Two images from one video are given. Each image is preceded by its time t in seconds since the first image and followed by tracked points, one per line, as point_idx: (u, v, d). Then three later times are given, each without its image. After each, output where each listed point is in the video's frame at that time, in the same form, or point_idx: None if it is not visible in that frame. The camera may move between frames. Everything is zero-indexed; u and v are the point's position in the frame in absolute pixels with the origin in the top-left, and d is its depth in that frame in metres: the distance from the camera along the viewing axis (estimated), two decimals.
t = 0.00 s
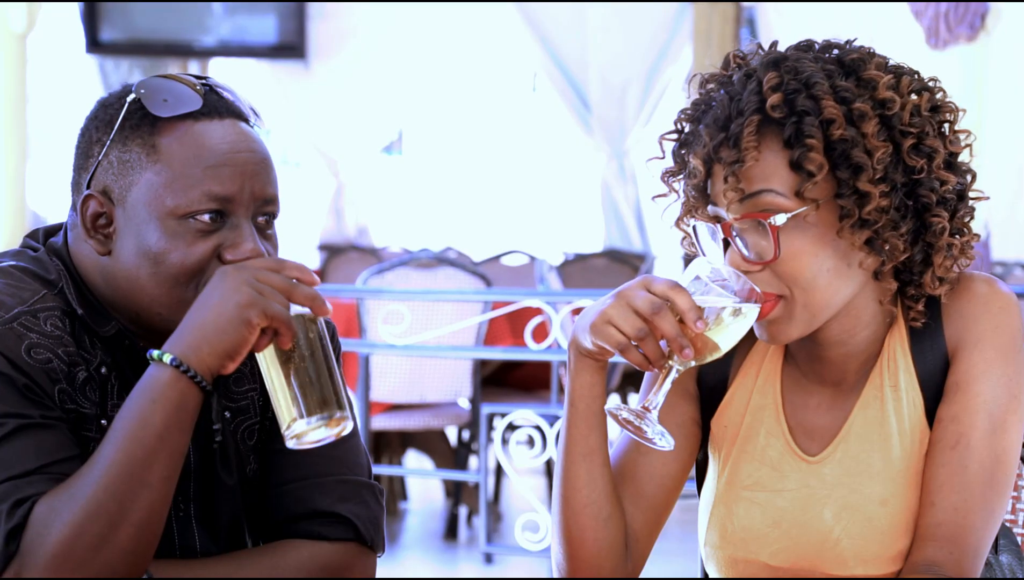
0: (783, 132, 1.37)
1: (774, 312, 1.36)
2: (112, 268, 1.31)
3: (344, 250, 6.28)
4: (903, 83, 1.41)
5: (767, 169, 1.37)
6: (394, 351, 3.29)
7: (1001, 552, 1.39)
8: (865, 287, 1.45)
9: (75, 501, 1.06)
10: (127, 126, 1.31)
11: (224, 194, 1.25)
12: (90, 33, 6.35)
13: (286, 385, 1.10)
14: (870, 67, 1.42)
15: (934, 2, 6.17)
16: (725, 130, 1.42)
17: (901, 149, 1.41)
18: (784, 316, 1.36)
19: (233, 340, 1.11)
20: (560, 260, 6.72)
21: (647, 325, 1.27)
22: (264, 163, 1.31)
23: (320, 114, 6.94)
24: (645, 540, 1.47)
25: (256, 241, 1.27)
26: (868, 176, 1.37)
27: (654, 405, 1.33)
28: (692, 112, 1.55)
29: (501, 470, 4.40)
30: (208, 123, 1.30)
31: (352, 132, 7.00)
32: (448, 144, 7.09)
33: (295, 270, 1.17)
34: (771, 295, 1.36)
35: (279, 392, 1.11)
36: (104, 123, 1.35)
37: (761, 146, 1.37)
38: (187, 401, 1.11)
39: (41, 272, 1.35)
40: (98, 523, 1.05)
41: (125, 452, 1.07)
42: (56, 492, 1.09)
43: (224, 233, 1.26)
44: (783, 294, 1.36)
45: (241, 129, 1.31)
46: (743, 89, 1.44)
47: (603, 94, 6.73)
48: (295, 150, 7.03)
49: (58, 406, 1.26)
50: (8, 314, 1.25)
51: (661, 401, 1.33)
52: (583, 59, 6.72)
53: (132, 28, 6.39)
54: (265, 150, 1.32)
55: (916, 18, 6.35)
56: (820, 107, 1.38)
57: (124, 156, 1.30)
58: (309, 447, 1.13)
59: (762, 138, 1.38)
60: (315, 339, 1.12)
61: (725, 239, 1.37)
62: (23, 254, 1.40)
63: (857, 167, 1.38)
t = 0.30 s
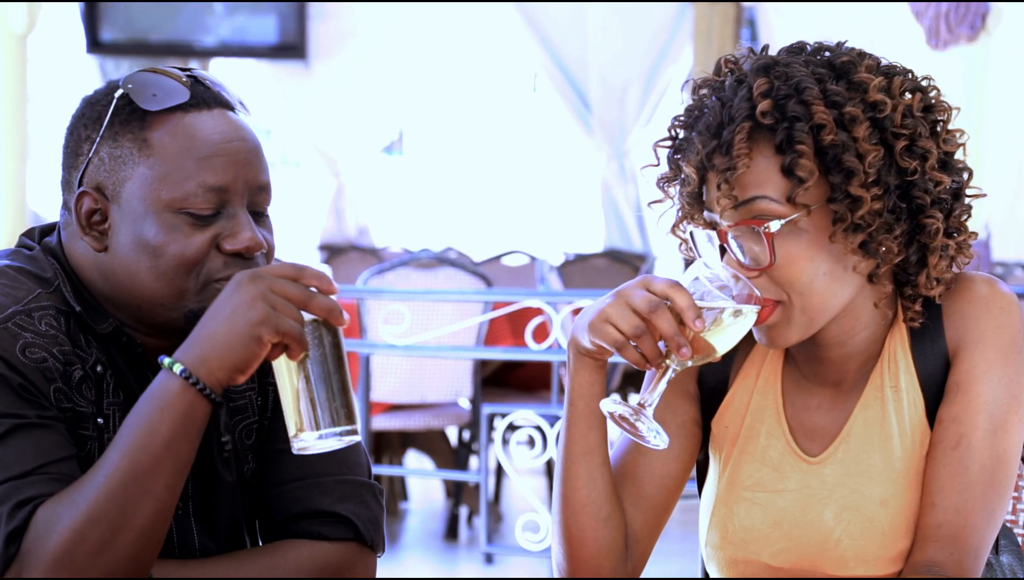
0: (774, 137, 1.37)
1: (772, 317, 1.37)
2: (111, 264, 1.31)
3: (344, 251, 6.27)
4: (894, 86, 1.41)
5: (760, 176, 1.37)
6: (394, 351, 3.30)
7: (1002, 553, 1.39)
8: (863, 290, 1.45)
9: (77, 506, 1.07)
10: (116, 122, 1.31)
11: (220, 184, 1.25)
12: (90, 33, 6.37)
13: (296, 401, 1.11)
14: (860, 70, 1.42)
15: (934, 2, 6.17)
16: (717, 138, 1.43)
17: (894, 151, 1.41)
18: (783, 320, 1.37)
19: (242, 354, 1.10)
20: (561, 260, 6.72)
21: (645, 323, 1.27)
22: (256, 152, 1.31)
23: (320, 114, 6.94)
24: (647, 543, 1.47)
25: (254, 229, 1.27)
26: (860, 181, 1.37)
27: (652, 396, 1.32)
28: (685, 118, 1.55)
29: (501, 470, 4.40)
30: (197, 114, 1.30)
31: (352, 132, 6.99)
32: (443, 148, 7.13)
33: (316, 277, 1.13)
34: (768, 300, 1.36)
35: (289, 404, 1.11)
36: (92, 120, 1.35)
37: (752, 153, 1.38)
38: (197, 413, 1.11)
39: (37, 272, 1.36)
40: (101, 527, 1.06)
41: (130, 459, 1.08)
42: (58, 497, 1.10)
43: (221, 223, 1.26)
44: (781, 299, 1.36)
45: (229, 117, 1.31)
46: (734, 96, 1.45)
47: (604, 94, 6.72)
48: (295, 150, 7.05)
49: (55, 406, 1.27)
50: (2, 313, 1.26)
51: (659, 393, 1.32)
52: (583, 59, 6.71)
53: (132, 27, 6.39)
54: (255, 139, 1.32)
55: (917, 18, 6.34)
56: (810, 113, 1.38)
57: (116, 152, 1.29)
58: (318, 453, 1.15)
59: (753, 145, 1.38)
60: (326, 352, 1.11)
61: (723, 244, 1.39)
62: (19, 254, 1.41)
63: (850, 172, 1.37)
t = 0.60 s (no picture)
0: (773, 137, 1.37)
1: (771, 318, 1.37)
2: (111, 268, 1.32)
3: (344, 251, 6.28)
4: (893, 85, 1.41)
5: (759, 176, 1.37)
6: (395, 352, 3.31)
7: (1003, 553, 1.38)
8: (862, 289, 1.44)
9: (72, 514, 1.09)
10: (112, 126, 1.30)
11: (223, 190, 1.26)
12: (91, 33, 6.41)
13: (302, 417, 1.08)
14: (859, 70, 1.42)
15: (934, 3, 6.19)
16: (716, 138, 1.43)
17: (893, 151, 1.41)
18: (781, 321, 1.37)
19: (236, 374, 1.09)
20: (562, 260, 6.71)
21: (644, 324, 1.27)
22: (253, 154, 1.32)
23: (320, 113, 6.97)
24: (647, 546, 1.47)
25: (256, 232, 1.27)
26: (859, 181, 1.37)
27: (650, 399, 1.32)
28: (685, 119, 1.55)
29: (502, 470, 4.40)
30: (195, 116, 1.30)
31: (353, 132, 7.00)
32: (452, 146, 7.09)
33: (327, 290, 1.06)
34: (768, 301, 1.37)
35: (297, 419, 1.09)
36: (87, 124, 1.35)
37: (751, 153, 1.38)
38: (193, 428, 1.11)
39: (32, 272, 1.36)
40: (93, 539, 1.08)
41: (127, 472, 1.09)
42: (58, 503, 1.12)
43: (222, 228, 1.26)
44: (781, 300, 1.36)
45: (225, 118, 1.31)
46: (733, 96, 1.45)
47: (604, 94, 6.72)
48: (296, 150, 7.06)
49: (49, 406, 1.29)
50: None
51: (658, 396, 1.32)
52: (584, 59, 6.72)
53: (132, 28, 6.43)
54: (253, 141, 1.33)
55: (917, 19, 6.35)
56: (810, 112, 1.38)
57: (114, 156, 1.29)
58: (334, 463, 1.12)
59: (753, 145, 1.38)
60: (346, 367, 1.08)
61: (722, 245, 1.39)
62: (14, 255, 1.41)
63: (849, 172, 1.38)
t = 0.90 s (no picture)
0: (782, 131, 1.38)
1: (773, 311, 1.36)
2: (120, 270, 1.32)
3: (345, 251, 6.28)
4: (903, 82, 1.42)
5: (767, 169, 1.38)
6: (397, 352, 3.31)
7: (1005, 554, 1.38)
8: (865, 286, 1.44)
9: (68, 518, 1.11)
10: (113, 129, 1.30)
11: (230, 184, 1.27)
12: (93, 33, 6.42)
13: (296, 427, 1.08)
14: (869, 66, 1.43)
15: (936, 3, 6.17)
16: (725, 130, 1.43)
17: (901, 147, 1.41)
18: (783, 315, 1.36)
19: (221, 380, 1.08)
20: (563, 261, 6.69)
21: (649, 330, 1.26)
22: (254, 148, 1.33)
23: (320, 113, 6.97)
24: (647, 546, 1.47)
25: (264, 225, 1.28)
26: (867, 176, 1.37)
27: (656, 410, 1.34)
28: (693, 112, 1.55)
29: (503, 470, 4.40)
30: (194, 113, 1.30)
31: (354, 133, 7.01)
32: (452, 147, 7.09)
33: (322, 298, 1.06)
34: (770, 293, 1.35)
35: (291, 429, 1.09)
36: (85, 128, 1.34)
37: (760, 145, 1.38)
38: (186, 432, 1.11)
39: (35, 272, 1.37)
40: (86, 544, 1.09)
41: (122, 475, 1.10)
42: (56, 504, 1.14)
43: (229, 222, 1.27)
44: (783, 292, 1.35)
45: (224, 114, 1.32)
46: (742, 89, 1.45)
47: (606, 94, 6.72)
48: (298, 150, 7.07)
49: (51, 404, 1.29)
50: None
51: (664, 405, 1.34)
52: (584, 60, 6.73)
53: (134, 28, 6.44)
54: (253, 135, 1.34)
55: (919, 19, 6.34)
56: (819, 106, 1.38)
57: (117, 159, 1.29)
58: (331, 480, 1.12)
59: (762, 137, 1.38)
60: (348, 380, 1.08)
61: (727, 237, 1.37)
62: (16, 255, 1.42)
63: (856, 166, 1.38)
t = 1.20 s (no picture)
0: (799, 125, 1.38)
1: (783, 303, 1.35)
2: (139, 263, 1.32)
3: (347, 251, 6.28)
4: (920, 79, 1.42)
5: (784, 163, 1.38)
6: (397, 353, 3.31)
7: (1010, 557, 1.38)
8: (879, 281, 1.44)
9: (72, 515, 1.11)
10: (105, 126, 1.28)
11: (232, 156, 1.29)
12: (94, 33, 6.40)
13: (299, 423, 1.08)
14: (887, 62, 1.43)
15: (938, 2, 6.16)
16: (742, 123, 1.43)
17: (917, 144, 1.42)
18: (794, 307, 1.35)
19: (226, 378, 1.09)
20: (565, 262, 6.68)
21: (654, 339, 1.26)
22: (242, 121, 1.35)
23: (321, 113, 6.97)
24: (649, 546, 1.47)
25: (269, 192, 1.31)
26: (884, 171, 1.37)
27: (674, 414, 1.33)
28: (709, 105, 1.56)
29: (505, 470, 4.40)
30: (181, 94, 1.30)
31: (356, 133, 7.01)
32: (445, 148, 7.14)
33: (323, 295, 1.06)
34: (781, 282, 1.35)
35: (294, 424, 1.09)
36: (71, 129, 1.30)
37: (778, 139, 1.39)
38: (189, 428, 1.11)
39: (33, 272, 1.37)
40: (90, 542, 1.09)
41: (125, 473, 1.10)
42: (58, 503, 1.14)
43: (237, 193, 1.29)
44: (797, 282, 1.35)
45: (203, 91, 1.32)
46: (760, 83, 1.46)
47: (607, 94, 6.72)
48: (300, 150, 7.07)
49: (51, 404, 1.29)
50: None
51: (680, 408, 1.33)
52: (586, 60, 6.74)
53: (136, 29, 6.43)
54: (236, 109, 1.36)
55: (921, 19, 6.32)
56: (837, 101, 1.39)
57: (115, 154, 1.28)
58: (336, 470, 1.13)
59: (779, 131, 1.39)
60: (348, 373, 1.08)
61: (741, 231, 1.37)
62: (13, 255, 1.41)
63: (873, 161, 1.38)
